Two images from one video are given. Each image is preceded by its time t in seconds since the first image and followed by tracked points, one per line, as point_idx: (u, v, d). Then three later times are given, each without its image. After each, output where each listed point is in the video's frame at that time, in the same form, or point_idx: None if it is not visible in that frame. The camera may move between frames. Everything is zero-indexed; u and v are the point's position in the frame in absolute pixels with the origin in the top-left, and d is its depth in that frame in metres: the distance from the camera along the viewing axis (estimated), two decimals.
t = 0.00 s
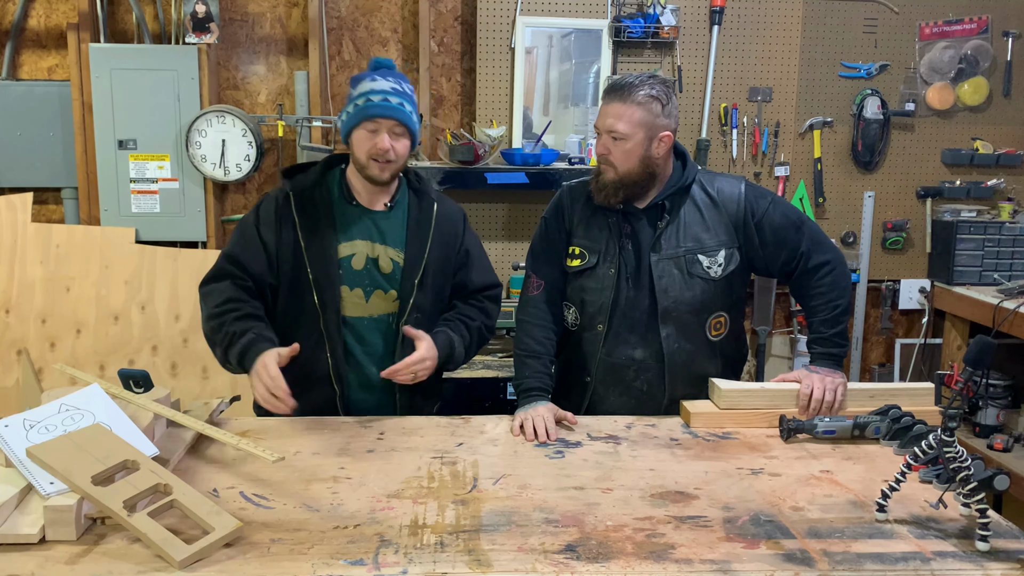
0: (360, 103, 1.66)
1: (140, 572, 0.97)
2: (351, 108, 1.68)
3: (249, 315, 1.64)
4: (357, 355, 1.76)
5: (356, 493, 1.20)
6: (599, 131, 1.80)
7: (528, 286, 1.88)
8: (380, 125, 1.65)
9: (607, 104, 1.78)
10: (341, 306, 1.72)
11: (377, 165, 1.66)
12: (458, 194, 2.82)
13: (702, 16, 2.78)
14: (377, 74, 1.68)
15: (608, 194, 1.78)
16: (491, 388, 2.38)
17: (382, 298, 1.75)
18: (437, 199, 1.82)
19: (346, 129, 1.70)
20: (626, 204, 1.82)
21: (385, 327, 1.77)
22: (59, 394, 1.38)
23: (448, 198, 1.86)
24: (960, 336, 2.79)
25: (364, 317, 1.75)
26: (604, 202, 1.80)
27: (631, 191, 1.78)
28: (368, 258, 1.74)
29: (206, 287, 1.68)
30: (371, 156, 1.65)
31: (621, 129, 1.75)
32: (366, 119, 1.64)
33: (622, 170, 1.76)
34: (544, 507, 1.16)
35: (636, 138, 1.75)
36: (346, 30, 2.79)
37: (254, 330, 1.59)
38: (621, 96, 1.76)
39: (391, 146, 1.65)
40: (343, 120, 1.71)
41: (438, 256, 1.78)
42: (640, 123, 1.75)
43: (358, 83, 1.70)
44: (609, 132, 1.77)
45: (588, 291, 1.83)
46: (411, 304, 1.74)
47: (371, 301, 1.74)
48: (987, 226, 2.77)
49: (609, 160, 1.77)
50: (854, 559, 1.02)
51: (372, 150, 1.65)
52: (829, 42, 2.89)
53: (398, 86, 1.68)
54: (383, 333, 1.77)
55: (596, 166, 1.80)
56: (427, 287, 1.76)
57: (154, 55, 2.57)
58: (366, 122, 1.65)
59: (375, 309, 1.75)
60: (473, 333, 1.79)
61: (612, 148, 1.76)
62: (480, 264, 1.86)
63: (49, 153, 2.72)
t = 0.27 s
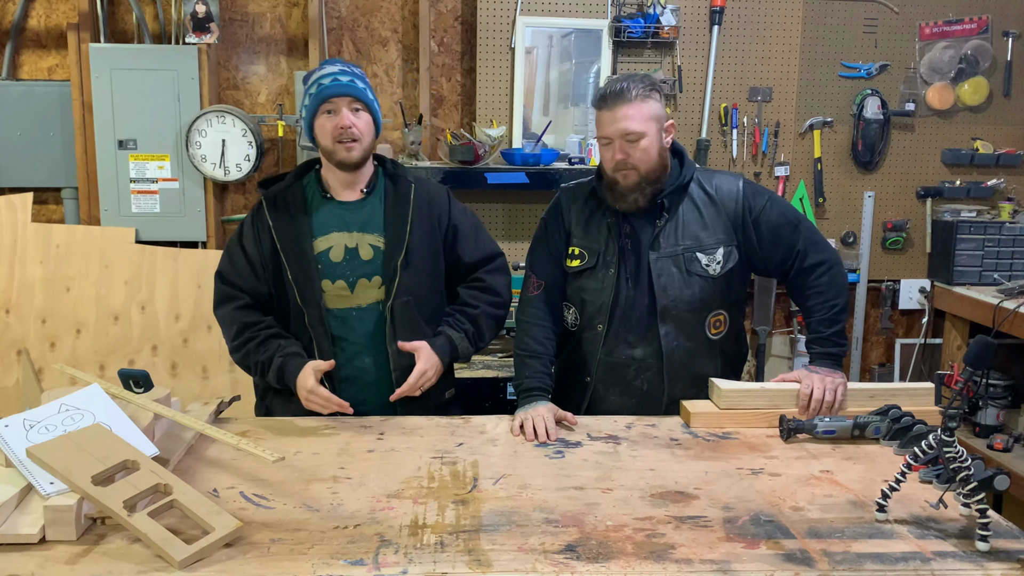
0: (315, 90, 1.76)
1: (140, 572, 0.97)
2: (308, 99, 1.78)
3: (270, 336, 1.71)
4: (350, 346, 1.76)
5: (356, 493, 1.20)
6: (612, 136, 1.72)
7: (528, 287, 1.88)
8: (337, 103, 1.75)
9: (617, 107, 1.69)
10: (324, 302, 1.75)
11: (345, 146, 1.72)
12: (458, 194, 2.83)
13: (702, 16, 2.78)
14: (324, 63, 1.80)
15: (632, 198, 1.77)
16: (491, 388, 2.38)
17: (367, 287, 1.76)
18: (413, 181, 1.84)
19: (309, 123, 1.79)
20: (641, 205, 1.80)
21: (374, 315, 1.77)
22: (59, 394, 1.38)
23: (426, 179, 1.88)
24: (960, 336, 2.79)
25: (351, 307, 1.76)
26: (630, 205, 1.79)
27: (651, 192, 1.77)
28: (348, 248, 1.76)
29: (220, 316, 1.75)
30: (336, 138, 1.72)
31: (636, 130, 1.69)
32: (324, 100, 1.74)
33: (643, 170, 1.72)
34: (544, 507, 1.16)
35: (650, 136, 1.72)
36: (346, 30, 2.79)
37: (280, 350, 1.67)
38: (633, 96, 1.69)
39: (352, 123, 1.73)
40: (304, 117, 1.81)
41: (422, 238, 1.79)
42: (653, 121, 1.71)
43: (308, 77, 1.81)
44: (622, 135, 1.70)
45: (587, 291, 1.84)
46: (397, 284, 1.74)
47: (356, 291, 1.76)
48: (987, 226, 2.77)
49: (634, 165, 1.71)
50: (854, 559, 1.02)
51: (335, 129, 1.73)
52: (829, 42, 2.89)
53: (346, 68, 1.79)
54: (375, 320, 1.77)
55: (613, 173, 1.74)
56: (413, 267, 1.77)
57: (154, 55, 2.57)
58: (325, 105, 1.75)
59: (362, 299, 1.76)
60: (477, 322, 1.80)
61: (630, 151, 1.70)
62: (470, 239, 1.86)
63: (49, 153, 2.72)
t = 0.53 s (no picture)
0: (304, 89, 1.78)
1: (140, 572, 0.97)
2: (298, 99, 1.80)
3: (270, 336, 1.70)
4: (344, 343, 1.76)
5: (356, 493, 1.20)
6: (612, 126, 1.74)
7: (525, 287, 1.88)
8: (327, 101, 1.76)
9: (613, 97, 1.73)
10: (320, 300, 1.75)
11: (335, 143, 1.73)
12: (458, 194, 2.83)
13: (702, 16, 2.78)
14: (313, 64, 1.82)
15: (639, 187, 1.78)
16: (491, 388, 2.38)
17: (360, 284, 1.76)
18: (406, 177, 1.84)
19: (300, 122, 1.81)
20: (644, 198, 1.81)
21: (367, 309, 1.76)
22: (58, 394, 1.38)
23: (420, 176, 1.89)
24: (960, 336, 2.79)
25: (347, 304, 1.76)
26: (636, 194, 1.79)
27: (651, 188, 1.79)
28: (341, 245, 1.77)
29: (219, 316, 1.74)
30: (325, 136, 1.73)
31: (639, 120, 1.73)
32: (314, 99, 1.76)
33: (649, 157, 1.75)
34: (544, 507, 1.16)
35: (650, 123, 1.76)
36: (346, 30, 2.79)
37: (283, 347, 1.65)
38: (627, 86, 1.74)
39: (341, 119, 1.74)
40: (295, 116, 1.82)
41: (414, 233, 1.79)
42: (650, 110, 1.75)
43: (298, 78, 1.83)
44: (625, 127, 1.73)
45: (585, 291, 1.84)
46: (388, 279, 1.74)
47: (351, 288, 1.76)
48: (987, 226, 2.77)
49: (639, 153, 1.74)
50: (854, 559, 1.02)
51: (325, 126, 1.74)
52: (829, 42, 2.89)
53: (335, 67, 1.81)
54: (365, 315, 1.75)
55: (618, 164, 1.75)
56: (405, 262, 1.76)
57: (154, 55, 2.57)
58: (315, 104, 1.77)
59: (357, 296, 1.76)
60: (465, 314, 1.77)
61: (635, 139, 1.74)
62: (462, 236, 1.86)
63: (49, 153, 2.72)
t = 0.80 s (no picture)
0: (310, 94, 1.77)
1: (140, 572, 0.97)
2: (304, 102, 1.79)
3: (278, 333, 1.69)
4: (346, 342, 1.77)
5: (357, 493, 1.20)
6: (611, 125, 1.75)
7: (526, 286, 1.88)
8: (333, 109, 1.76)
9: (611, 97, 1.74)
10: (324, 300, 1.75)
11: (341, 150, 1.74)
12: (458, 194, 2.83)
13: (702, 16, 2.78)
14: (320, 65, 1.80)
15: (639, 185, 1.78)
16: (491, 388, 2.38)
17: (364, 283, 1.77)
18: (411, 179, 1.85)
19: (306, 126, 1.81)
20: (644, 197, 1.81)
21: (370, 309, 1.77)
22: (59, 394, 1.38)
23: (424, 178, 1.89)
24: (960, 336, 2.79)
25: (350, 304, 1.77)
26: (636, 192, 1.80)
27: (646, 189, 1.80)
28: (345, 245, 1.77)
29: (224, 313, 1.73)
30: (331, 142, 1.73)
31: (638, 118, 1.74)
32: (320, 106, 1.75)
33: (649, 155, 1.76)
34: (544, 507, 1.16)
35: (650, 121, 1.76)
36: (346, 30, 2.79)
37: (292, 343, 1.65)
38: (626, 86, 1.75)
39: (347, 127, 1.74)
40: (301, 118, 1.82)
41: (418, 234, 1.79)
42: (648, 109, 1.76)
43: (305, 79, 1.82)
44: (624, 125, 1.74)
45: (586, 291, 1.84)
46: (390, 279, 1.74)
47: (354, 287, 1.77)
48: (987, 226, 2.77)
49: (638, 151, 1.74)
50: (854, 559, 1.02)
51: (331, 134, 1.74)
52: (829, 42, 2.89)
53: (342, 71, 1.79)
54: (368, 315, 1.77)
55: (617, 162, 1.76)
56: (408, 262, 1.77)
57: (154, 55, 2.57)
58: (322, 110, 1.76)
59: (360, 295, 1.77)
60: (459, 316, 1.76)
61: (635, 137, 1.74)
62: (462, 238, 1.86)
63: (48, 153, 2.72)
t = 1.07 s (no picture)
0: (321, 96, 1.78)
1: (140, 573, 0.97)
2: (315, 103, 1.80)
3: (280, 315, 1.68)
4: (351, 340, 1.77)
5: (357, 493, 1.20)
6: (612, 121, 1.75)
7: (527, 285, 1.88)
8: (342, 112, 1.76)
9: (613, 93, 1.74)
10: (331, 296, 1.75)
11: (347, 152, 1.75)
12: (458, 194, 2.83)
13: (702, 16, 2.78)
14: (334, 66, 1.80)
15: (639, 181, 1.78)
16: (491, 388, 2.38)
17: (370, 282, 1.77)
18: (420, 182, 1.85)
19: (316, 126, 1.81)
20: (643, 194, 1.82)
21: (376, 308, 1.77)
22: (59, 394, 1.38)
23: (432, 181, 1.89)
24: (960, 336, 2.79)
25: (355, 302, 1.77)
26: (636, 188, 1.79)
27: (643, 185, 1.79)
28: (352, 243, 1.78)
29: (225, 298, 1.71)
30: (338, 144, 1.74)
31: (638, 114, 1.74)
32: (329, 108, 1.76)
33: (649, 152, 1.76)
34: (544, 507, 1.16)
35: (650, 118, 1.77)
36: (346, 30, 2.79)
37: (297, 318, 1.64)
38: (627, 83, 1.75)
39: (356, 131, 1.75)
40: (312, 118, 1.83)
41: (425, 235, 1.80)
42: (650, 106, 1.77)
43: (318, 79, 1.83)
44: (624, 121, 1.74)
45: (587, 290, 1.84)
46: (397, 279, 1.75)
47: (360, 286, 1.77)
48: (987, 226, 2.77)
49: (639, 146, 1.75)
50: (854, 559, 1.02)
51: (338, 136, 1.74)
52: (829, 41, 2.89)
53: (355, 73, 1.79)
54: (374, 314, 1.77)
55: (618, 158, 1.76)
56: (414, 262, 1.78)
57: (155, 55, 2.57)
58: (331, 112, 1.76)
59: (365, 294, 1.77)
60: (454, 323, 1.75)
61: (636, 134, 1.75)
62: (466, 243, 1.86)
63: (48, 153, 2.72)
